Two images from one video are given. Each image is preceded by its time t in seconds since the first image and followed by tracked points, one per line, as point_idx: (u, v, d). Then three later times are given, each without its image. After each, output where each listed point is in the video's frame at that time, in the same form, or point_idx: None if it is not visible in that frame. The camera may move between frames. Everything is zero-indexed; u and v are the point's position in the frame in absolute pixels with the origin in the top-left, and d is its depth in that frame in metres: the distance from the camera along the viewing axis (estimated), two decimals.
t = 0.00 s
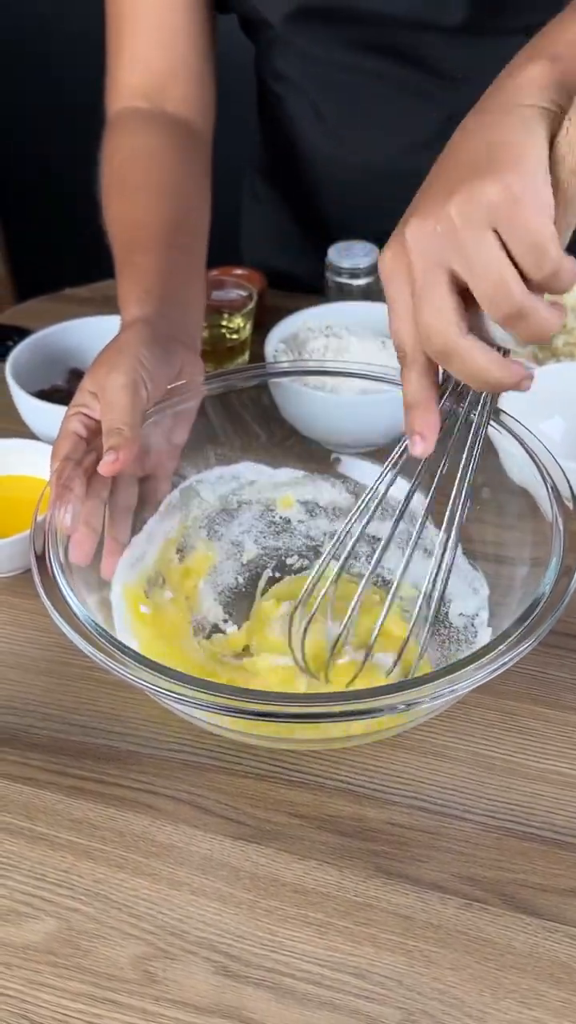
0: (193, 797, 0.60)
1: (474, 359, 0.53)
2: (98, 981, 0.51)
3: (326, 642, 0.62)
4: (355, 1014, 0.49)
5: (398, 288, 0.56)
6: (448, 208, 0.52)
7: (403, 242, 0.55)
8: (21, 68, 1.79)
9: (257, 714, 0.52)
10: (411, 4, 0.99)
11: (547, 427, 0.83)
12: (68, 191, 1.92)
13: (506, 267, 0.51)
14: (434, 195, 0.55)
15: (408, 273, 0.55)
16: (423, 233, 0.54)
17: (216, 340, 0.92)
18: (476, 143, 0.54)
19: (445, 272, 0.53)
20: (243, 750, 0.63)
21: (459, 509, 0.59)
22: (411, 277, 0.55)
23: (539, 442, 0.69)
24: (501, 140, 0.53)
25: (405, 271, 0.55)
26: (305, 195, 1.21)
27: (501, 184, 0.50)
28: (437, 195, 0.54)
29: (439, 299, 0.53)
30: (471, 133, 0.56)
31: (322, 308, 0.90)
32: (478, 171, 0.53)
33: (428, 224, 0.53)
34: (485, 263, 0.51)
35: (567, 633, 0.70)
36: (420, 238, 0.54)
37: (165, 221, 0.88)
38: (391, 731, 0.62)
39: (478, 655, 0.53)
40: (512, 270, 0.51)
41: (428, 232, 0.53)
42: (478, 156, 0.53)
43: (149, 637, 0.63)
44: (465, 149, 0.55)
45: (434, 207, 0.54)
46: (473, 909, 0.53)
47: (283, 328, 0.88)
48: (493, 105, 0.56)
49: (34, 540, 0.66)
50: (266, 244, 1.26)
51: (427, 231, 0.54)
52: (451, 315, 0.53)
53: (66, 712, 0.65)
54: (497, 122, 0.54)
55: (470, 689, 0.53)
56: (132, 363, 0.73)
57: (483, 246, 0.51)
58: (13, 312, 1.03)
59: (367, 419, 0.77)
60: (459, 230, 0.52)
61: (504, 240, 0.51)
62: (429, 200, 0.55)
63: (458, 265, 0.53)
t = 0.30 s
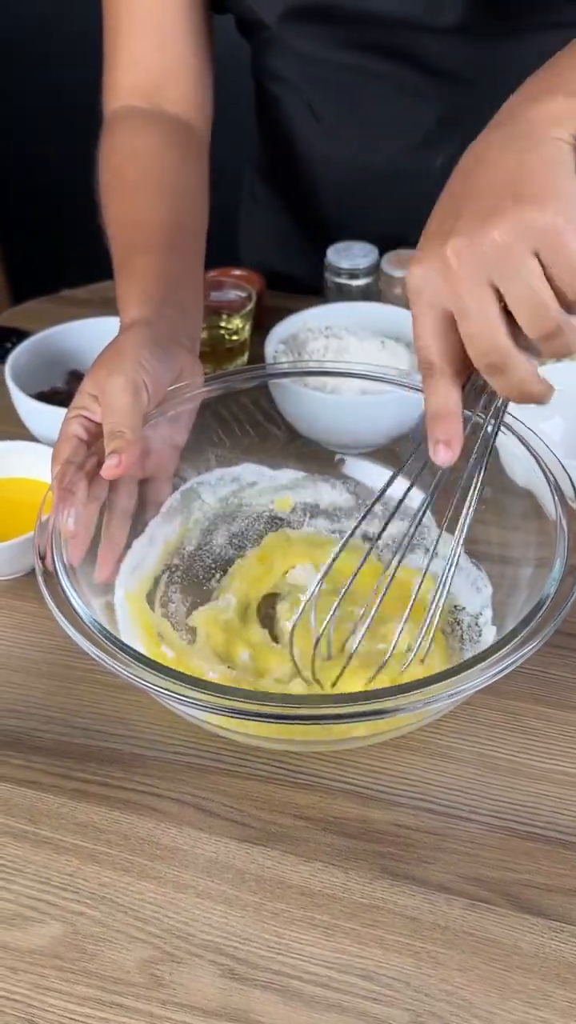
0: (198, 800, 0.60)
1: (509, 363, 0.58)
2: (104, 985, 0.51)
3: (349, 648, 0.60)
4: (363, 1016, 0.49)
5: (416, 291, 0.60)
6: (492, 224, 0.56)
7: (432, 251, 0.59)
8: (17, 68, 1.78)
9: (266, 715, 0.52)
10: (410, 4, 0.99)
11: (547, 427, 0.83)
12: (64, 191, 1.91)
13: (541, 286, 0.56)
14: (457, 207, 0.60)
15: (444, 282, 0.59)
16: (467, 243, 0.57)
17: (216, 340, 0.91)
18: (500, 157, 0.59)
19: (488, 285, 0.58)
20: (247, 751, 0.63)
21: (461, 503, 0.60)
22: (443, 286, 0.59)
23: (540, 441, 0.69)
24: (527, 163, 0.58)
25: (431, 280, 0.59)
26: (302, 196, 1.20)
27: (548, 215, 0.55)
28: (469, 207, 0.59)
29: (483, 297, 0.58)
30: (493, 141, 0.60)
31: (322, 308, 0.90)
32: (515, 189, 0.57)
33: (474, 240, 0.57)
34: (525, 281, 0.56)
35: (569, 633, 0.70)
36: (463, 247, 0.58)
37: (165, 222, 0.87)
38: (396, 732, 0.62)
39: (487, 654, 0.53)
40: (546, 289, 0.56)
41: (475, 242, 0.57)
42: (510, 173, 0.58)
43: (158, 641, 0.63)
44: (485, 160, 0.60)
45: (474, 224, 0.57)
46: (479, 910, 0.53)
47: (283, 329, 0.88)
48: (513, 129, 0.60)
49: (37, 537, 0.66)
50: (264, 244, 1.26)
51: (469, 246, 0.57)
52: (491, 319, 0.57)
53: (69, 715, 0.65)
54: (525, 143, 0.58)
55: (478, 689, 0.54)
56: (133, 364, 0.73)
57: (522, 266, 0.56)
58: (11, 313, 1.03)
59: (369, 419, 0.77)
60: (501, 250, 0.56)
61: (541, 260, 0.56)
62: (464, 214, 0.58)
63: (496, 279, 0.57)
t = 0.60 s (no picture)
0: (200, 798, 0.60)
1: (507, 325, 0.58)
2: (109, 984, 0.51)
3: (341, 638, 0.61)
4: (367, 1012, 0.49)
5: (419, 261, 0.61)
6: (483, 189, 0.55)
7: (433, 222, 0.59)
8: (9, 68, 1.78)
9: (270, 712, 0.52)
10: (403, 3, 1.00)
11: (543, 425, 0.83)
12: (56, 191, 1.91)
13: (544, 246, 0.55)
14: (446, 179, 0.59)
15: (445, 253, 0.59)
16: (457, 212, 0.57)
17: (212, 340, 0.91)
18: (481, 132, 0.57)
19: (486, 246, 0.57)
20: (249, 750, 0.63)
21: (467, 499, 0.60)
22: (437, 257, 0.60)
23: (539, 437, 0.69)
24: (510, 127, 0.56)
25: (433, 249, 0.60)
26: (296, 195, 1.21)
27: (532, 170, 0.53)
28: (459, 179, 0.57)
29: (472, 244, 0.57)
30: (468, 131, 0.59)
31: (318, 307, 0.90)
32: (496, 157, 0.55)
33: (464, 210, 0.56)
34: (522, 238, 0.55)
35: (568, 629, 0.70)
36: (456, 218, 0.57)
37: (160, 222, 0.87)
38: (397, 730, 0.62)
39: (490, 650, 0.54)
40: (537, 231, 0.55)
41: (462, 212, 0.57)
42: (489, 149, 0.56)
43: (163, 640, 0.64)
44: (467, 140, 0.58)
45: (467, 190, 0.56)
46: (481, 905, 0.54)
47: (279, 329, 0.88)
48: (497, 90, 0.58)
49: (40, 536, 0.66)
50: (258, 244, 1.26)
51: (460, 212, 0.57)
52: (494, 291, 0.57)
53: (70, 715, 0.65)
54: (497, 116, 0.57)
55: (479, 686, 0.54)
56: (130, 364, 0.73)
57: (517, 245, 0.55)
58: (6, 313, 1.03)
59: (367, 418, 0.77)
60: (493, 213, 0.55)
61: (535, 216, 0.54)
62: (456, 179, 0.58)
63: (496, 240, 0.56)
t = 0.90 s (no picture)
0: (197, 798, 0.59)
1: (451, 286, 0.55)
2: (109, 985, 0.50)
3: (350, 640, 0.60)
4: (368, 1009, 0.49)
5: (376, 232, 0.60)
6: (429, 148, 0.54)
7: (383, 189, 0.58)
8: None
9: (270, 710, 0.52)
10: None
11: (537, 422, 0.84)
12: (44, 191, 1.91)
13: (482, 201, 0.53)
14: (405, 143, 0.58)
15: (395, 215, 0.58)
16: (406, 179, 0.55)
17: (204, 340, 0.92)
18: (441, 94, 0.57)
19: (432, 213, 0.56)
20: (246, 748, 0.63)
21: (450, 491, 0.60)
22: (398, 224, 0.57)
23: (534, 435, 0.70)
24: (460, 91, 0.55)
25: (382, 213, 0.58)
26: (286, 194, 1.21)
27: (471, 132, 0.52)
28: (410, 145, 0.56)
29: (423, 219, 0.56)
30: (430, 97, 0.58)
31: (311, 307, 0.90)
32: (449, 118, 0.55)
33: (410, 173, 0.55)
34: (464, 195, 0.53)
35: (563, 624, 0.70)
36: (403, 184, 0.55)
37: (148, 218, 0.87)
38: (395, 727, 0.62)
39: (485, 647, 0.54)
40: (484, 197, 0.53)
41: (411, 175, 0.55)
42: (445, 116, 0.55)
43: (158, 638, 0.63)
44: (430, 97, 0.58)
45: (412, 158, 0.55)
46: (480, 901, 0.54)
47: (271, 328, 0.88)
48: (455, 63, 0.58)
49: (33, 533, 0.66)
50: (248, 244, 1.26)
51: (406, 177, 0.55)
52: (433, 250, 0.55)
53: (66, 716, 0.64)
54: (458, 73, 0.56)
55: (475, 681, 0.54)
56: (123, 363, 0.73)
57: (466, 194, 0.53)
58: None
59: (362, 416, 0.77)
60: (438, 176, 0.54)
61: (477, 180, 0.53)
62: (406, 147, 0.57)
63: (440, 209, 0.55)
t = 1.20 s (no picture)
0: (199, 799, 0.59)
1: (419, 280, 0.57)
2: (114, 988, 0.50)
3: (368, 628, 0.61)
4: (375, 1009, 0.49)
5: (342, 216, 0.60)
6: (390, 144, 0.56)
7: (350, 182, 0.59)
8: None
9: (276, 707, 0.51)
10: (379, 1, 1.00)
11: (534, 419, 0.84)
12: (33, 192, 1.90)
13: (454, 206, 0.55)
14: (389, 125, 0.58)
15: (361, 215, 0.59)
16: (375, 175, 0.57)
17: (198, 340, 0.91)
18: (409, 90, 0.58)
19: (394, 211, 0.58)
20: (248, 749, 0.62)
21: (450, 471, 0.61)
22: (374, 206, 0.58)
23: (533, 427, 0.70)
24: (431, 82, 0.56)
25: (357, 208, 0.59)
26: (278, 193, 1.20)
27: (435, 125, 0.54)
28: (377, 138, 0.58)
29: (385, 209, 0.58)
30: (403, 80, 0.60)
31: (307, 306, 0.90)
32: (421, 103, 0.56)
33: (374, 164, 0.57)
34: (427, 193, 0.55)
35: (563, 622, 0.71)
36: (370, 179, 0.57)
37: (141, 218, 0.86)
38: (397, 725, 0.62)
39: (488, 647, 0.54)
40: (448, 194, 0.55)
41: (378, 168, 0.57)
42: (416, 106, 0.57)
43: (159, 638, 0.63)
44: (397, 96, 0.59)
45: (376, 146, 0.57)
46: (485, 899, 0.54)
47: (266, 328, 0.88)
48: (423, 57, 0.59)
49: (37, 533, 0.65)
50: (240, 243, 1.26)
51: (375, 171, 0.57)
52: (398, 244, 0.57)
53: (66, 719, 0.64)
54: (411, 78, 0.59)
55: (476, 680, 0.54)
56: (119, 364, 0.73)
57: (427, 178, 0.55)
58: None
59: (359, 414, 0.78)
60: (397, 172, 0.56)
61: (439, 174, 0.55)
62: (370, 143, 0.58)
63: (402, 195, 0.57)
